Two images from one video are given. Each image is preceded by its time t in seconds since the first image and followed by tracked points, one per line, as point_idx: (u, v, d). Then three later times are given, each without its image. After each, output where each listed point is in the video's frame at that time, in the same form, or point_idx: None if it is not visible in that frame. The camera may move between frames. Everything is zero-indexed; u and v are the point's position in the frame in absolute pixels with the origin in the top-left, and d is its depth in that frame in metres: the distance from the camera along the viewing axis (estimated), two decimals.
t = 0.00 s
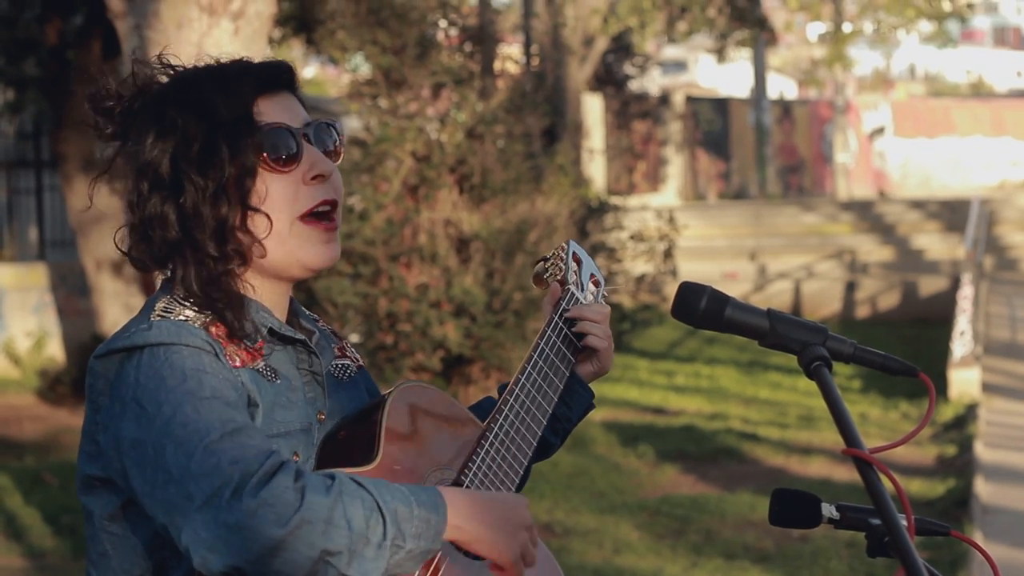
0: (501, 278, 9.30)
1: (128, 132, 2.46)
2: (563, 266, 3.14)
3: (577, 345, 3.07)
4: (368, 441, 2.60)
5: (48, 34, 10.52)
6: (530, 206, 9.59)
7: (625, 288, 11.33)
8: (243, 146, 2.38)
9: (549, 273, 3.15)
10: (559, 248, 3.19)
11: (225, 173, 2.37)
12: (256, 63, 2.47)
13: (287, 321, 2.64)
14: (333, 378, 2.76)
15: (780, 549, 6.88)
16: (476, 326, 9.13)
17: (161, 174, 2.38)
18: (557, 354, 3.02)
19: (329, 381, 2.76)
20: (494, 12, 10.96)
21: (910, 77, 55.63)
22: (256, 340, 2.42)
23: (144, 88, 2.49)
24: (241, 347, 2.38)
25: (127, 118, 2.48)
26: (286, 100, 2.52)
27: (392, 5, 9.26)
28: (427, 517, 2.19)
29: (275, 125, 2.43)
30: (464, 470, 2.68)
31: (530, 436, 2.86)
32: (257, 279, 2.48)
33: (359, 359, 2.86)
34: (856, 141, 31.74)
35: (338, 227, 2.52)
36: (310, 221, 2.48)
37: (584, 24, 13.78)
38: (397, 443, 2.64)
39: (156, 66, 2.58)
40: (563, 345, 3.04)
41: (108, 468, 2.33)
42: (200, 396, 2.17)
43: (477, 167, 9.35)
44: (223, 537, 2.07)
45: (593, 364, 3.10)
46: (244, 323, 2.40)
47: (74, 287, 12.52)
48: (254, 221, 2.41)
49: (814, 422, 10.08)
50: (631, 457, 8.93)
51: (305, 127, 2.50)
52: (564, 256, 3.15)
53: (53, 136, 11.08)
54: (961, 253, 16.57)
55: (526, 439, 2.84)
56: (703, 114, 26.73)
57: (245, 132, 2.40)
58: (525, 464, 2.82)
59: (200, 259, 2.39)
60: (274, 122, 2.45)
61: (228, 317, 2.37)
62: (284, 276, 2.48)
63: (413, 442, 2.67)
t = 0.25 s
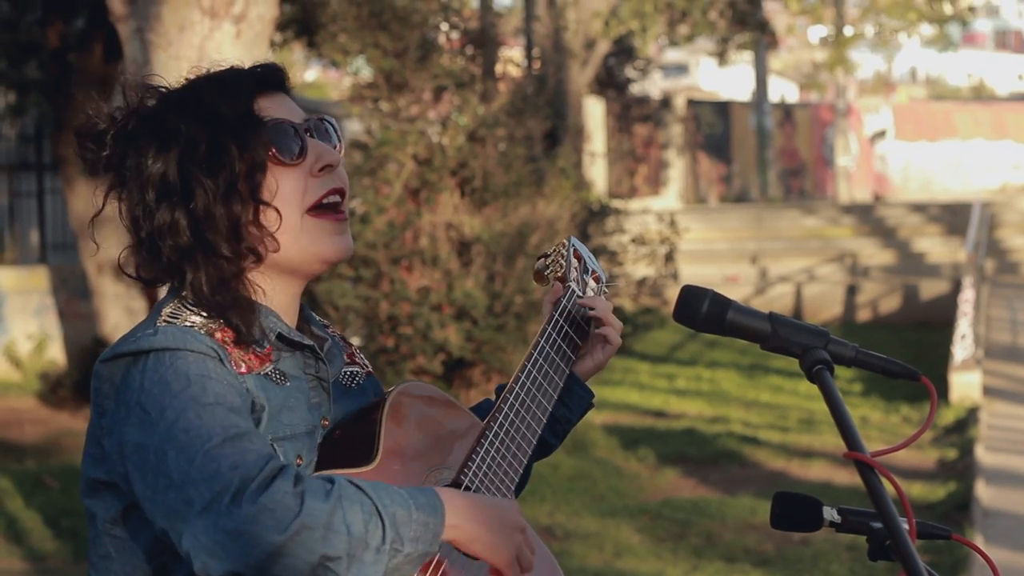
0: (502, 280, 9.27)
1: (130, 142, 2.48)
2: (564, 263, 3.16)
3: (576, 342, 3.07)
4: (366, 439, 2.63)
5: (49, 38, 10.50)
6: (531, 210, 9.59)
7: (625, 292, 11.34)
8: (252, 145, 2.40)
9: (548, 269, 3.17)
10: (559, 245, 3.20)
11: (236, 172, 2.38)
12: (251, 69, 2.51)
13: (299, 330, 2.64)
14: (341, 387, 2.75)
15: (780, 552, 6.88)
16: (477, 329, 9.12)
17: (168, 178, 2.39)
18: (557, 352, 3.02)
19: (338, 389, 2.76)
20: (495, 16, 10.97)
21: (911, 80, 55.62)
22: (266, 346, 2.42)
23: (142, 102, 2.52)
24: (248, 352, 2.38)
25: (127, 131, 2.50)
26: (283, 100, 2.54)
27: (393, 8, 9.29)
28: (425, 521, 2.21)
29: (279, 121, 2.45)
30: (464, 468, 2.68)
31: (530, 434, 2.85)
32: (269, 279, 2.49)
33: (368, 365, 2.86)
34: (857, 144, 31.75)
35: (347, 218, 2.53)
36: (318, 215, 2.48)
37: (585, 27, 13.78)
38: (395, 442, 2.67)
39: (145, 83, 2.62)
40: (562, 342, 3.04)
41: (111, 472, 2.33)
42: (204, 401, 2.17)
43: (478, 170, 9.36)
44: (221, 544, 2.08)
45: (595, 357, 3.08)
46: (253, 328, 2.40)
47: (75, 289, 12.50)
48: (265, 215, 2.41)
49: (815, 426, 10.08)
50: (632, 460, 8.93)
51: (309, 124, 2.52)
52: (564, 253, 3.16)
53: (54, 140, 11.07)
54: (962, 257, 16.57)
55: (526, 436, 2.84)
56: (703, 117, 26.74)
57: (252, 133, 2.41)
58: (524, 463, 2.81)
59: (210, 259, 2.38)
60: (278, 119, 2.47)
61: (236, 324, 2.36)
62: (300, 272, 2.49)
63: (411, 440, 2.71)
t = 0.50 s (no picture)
0: (502, 286, 9.31)
1: (134, 142, 2.47)
2: (562, 272, 3.12)
3: (573, 350, 3.07)
4: (363, 449, 2.61)
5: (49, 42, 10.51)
6: (530, 214, 9.59)
7: (625, 296, 11.34)
8: (256, 162, 2.39)
9: (546, 280, 3.12)
10: (557, 254, 3.17)
11: (238, 191, 2.37)
12: (265, 79, 2.48)
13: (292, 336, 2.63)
14: (335, 393, 2.76)
15: (780, 557, 6.87)
16: (476, 334, 9.12)
17: (171, 188, 2.38)
18: (554, 361, 3.02)
19: (332, 395, 2.76)
20: (495, 20, 10.97)
21: (910, 86, 55.65)
22: (261, 354, 2.42)
23: (148, 102, 2.51)
24: (244, 360, 2.38)
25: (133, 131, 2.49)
26: (293, 116, 2.52)
27: (393, 13, 9.32)
28: (421, 543, 2.20)
29: (286, 142, 2.44)
30: (461, 477, 2.70)
31: (528, 443, 2.85)
32: (264, 297, 2.49)
33: (361, 371, 2.86)
34: (856, 149, 31.76)
35: (343, 241, 2.51)
36: (316, 236, 2.47)
37: (584, 31, 13.78)
38: (392, 453, 2.65)
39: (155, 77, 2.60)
40: (558, 351, 3.04)
41: (109, 477, 2.33)
42: (203, 408, 2.17)
43: (477, 174, 9.36)
44: (220, 550, 2.08)
45: (589, 366, 3.10)
46: (249, 339, 2.41)
47: (74, 293, 12.52)
48: (263, 243, 2.41)
49: (814, 430, 10.08)
50: (631, 464, 8.92)
51: (314, 143, 2.50)
52: (562, 263, 3.14)
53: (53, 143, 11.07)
54: (961, 261, 16.57)
55: (524, 446, 2.84)
56: (703, 122, 26.74)
57: (257, 149, 2.40)
58: (523, 471, 2.82)
59: (206, 275, 2.38)
60: (284, 139, 2.45)
61: (232, 332, 2.36)
62: (286, 290, 2.48)
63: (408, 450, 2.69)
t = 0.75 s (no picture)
0: (499, 287, 9.30)
1: (134, 142, 2.47)
2: (560, 274, 3.12)
3: (572, 352, 3.07)
4: (360, 448, 2.62)
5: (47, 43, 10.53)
6: (528, 216, 9.60)
7: (623, 298, 11.35)
8: (256, 166, 2.39)
9: (544, 281, 3.13)
10: (555, 257, 3.17)
11: (238, 194, 2.37)
12: (267, 81, 2.47)
13: (292, 338, 2.63)
14: (334, 394, 2.76)
15: (777, 559, 6.87)
16: (474, 335, 9.12)
17: (169, 190, 2.38)
18: (553, 363, 3.01)
19: (331, 397, 2.76)
20: (493, 22, 10.98)
21: (908, 87, 55.66)
22: (259, 354, 2.43)
23: (149, 102, 2.51)
24: (241, 360, 2.38)
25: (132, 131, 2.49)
26: (293, 118, 2.52)
27: (391, 14, 9.32)
28: (415, 533, 2.19)
29: (286, 145, 2.44)
30: (458, 477, 2.69)
31: (526, 443, 2.84)
32: (264, 301, 2.49)
33: (362, 372, 2.86)
34: (854, 151, 31.75)
35: (343, 243, 2.50)
36: (315, 238, 2.46)
37: (583, 33, 13.79)
38: (388, 452, 2.66)
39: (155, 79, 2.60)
40: (556, 354, 3.03)
41: (105, 477, 2.33)
42: (198, 407, 2.17)
43: (475, 176, 9.36)
44: (217, 546, 2.08)
45: (587, 368, 3.09)
46: (247, 339, 2.41)
47: (72, 294, 12.53)
48: (264, 244, 2.41)
49: (812, 432, 10.08)
50: (629, 466, 8.92)
51: (313, 146, 2.50)
52: (561, 265, 3.14)
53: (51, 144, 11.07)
54: (959, 263, 16.58)
55: (522, 447, 2.82)
56: (700, 123, 26.75)
57: (256, 153, 2.40)
58: (521, 470, 2.80)
59: (204, 278, 2.39)
60: (284, 142, 2.45)
61: (230, 331, 2.37)
62: (287, 292, 2.48)
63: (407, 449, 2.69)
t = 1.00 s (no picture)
0: (500, 278, 9.30)
1: (134, 134, 2.47)
2: (554, 261, 3.12)
3: (567, 339, 3.07)
4: (355, 440, 2.60)
5: (48, 33, 10.52)
6: (529, 206, 9.59)
7: (624, 288, 11.34)
8: (257, 158, 2.39)
9: (538, 268, 3.14)
10: (549, 243, 3.17)
11: (239, 186, 2.37)
12: (270, 73, 2.47)
13: (288, 330, 2.63)
14: (331, 385, 2.74)
15: (777, 549, 6.88)
16: (475, 325, 9.11)
17: (171, 182, 2.38)
18: (546, 349, 3.03)
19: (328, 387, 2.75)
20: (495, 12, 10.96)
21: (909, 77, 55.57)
22: (257, 348, 2.42)
23: (149, 94, 2.50)
24: (241, 355, 2.38)
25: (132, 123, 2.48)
26: (294, 110, 2.52)
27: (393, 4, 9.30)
28: (411, 524, 2.21)
29: (287, 137, 2.44)
30: (454, 467, 2.70)
31: (521, 431, 2.87)
32: (265, 294, 2.48)
33: (358, 361, 2.85)
34: (855, 141, 31.72)
35: (344, 235, 2.51)
36: (316, 231, 2.47)
37: (584, 23, 13.77)
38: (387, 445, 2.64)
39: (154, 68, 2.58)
40: (551, 341, 3.04)
41: (103, 471, 2.33)
42: (198, 403, 2.17)
43: (476, 166, 9.36)
44: (215, 546, 2.08)
45: (582, 354, 3.09)
46: (247, 333, 2.41)
47: (73, 285, 12.53)
48: (266, 236, 2.41)
49: (813, 423, 10.09)
50: (630, 456, 8.93)
51: (314, 138, 2.50)
52: (554, 251, 3.13)
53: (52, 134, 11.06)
54: (960, 253, 16.58)
55: (517, 434, 2.85)
56: (702, 114, 26.72)
57: (259, 145, 2.40)
58: (516, 460, 2.82)
59: (205, 271, 2.38)
60: (285, 134, 2.46)
61: (229, 325, 2.36)
62: (287, 286, 2.48)
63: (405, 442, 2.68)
